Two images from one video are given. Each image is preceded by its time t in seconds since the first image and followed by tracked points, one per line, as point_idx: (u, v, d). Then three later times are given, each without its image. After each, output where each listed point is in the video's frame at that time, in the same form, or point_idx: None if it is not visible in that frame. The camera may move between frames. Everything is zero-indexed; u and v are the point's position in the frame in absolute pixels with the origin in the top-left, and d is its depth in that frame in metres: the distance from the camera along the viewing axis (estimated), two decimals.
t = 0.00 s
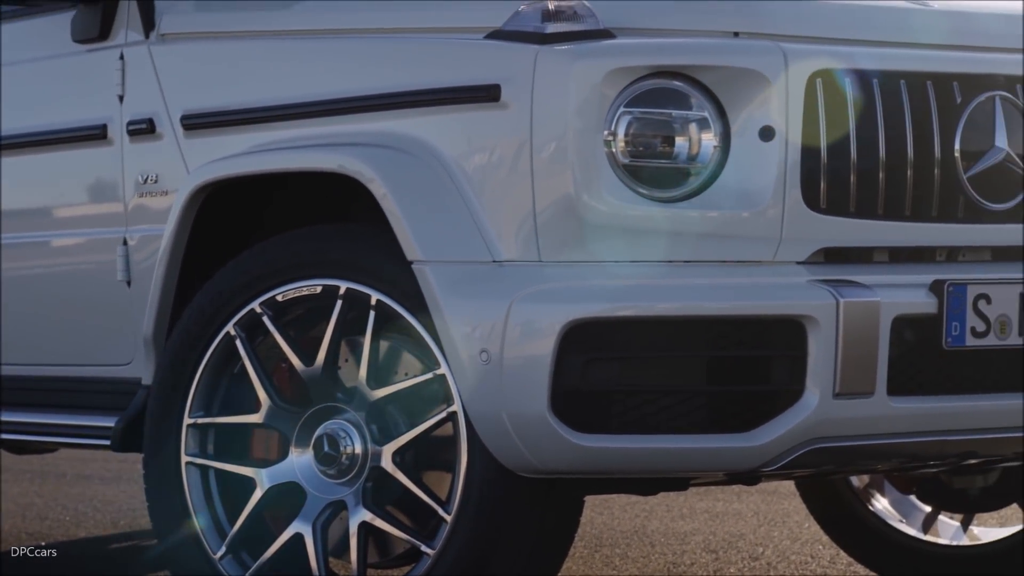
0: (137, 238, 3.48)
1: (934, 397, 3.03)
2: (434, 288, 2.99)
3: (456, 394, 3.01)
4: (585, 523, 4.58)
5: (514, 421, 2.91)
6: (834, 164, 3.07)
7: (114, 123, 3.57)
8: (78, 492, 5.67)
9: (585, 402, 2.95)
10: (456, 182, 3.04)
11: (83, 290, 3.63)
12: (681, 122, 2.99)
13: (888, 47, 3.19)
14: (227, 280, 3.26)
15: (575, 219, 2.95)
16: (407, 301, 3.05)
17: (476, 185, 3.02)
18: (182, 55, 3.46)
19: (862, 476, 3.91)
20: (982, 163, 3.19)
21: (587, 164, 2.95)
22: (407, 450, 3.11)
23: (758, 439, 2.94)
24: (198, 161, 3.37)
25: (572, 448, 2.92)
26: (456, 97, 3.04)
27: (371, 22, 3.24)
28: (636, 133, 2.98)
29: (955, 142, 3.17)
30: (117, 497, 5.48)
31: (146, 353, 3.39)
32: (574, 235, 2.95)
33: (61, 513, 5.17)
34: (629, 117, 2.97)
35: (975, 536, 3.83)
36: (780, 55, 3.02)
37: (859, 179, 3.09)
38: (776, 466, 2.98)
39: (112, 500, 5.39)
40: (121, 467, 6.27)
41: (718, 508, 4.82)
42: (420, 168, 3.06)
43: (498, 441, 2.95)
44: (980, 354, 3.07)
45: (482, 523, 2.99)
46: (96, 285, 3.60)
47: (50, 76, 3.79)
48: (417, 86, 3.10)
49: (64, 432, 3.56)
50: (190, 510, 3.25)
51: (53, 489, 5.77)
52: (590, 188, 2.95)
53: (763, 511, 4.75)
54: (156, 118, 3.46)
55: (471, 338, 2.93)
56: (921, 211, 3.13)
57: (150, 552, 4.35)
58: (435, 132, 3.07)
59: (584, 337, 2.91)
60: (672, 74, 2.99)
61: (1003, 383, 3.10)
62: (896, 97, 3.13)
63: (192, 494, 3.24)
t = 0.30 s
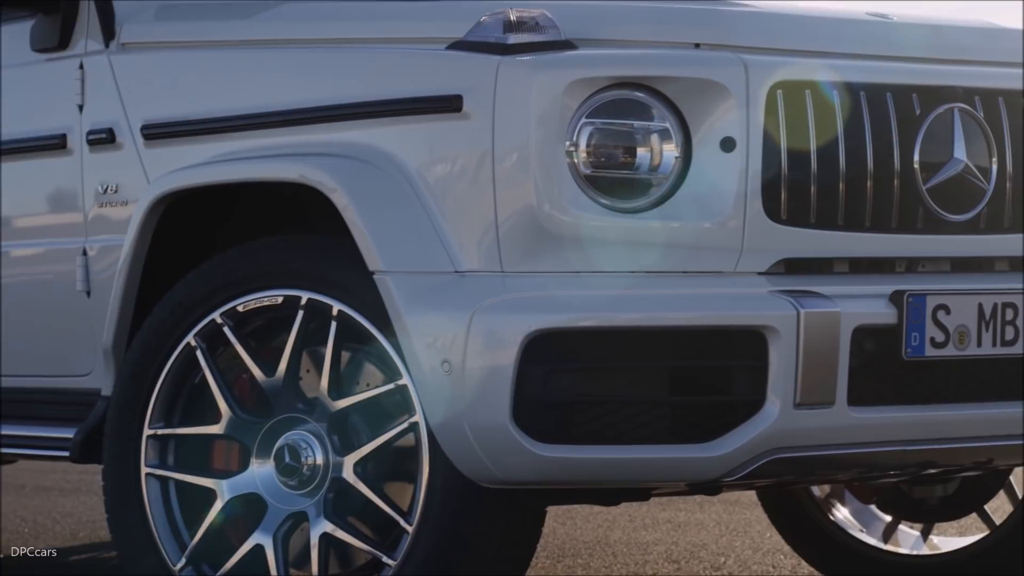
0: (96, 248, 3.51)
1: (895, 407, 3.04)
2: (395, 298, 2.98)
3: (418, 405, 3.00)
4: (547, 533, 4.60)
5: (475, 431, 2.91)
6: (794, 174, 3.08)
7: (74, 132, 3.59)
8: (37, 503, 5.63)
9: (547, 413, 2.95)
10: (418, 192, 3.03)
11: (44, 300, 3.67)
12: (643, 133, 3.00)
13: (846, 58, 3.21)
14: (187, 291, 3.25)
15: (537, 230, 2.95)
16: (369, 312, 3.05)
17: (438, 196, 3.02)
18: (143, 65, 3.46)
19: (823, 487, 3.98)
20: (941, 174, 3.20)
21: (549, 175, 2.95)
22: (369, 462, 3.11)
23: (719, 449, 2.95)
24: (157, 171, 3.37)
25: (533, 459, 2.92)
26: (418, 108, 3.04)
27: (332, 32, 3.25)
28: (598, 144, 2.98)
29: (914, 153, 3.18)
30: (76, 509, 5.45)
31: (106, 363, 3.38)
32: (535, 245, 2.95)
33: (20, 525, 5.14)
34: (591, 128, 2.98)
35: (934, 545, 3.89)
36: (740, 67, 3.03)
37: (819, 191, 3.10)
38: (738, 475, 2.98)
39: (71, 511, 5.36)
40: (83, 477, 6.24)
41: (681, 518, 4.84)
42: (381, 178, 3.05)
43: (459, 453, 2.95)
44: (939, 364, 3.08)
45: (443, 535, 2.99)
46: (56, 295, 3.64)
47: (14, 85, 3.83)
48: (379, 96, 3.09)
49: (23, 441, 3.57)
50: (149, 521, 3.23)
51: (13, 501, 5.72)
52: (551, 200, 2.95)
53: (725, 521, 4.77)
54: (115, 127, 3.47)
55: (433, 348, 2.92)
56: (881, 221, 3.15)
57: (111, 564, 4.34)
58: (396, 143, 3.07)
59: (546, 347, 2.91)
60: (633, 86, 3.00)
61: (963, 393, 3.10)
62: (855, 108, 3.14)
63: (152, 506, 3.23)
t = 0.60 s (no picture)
0: (55, 259, 3.54)
1: (854, 419, 3.05)
2: (356, 309, 2.97)
3: (379, 417, 3.00)
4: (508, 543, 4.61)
5: (437, 443, 2.90)
6: (755, 186, 3.10)
7: (32, 143, 3.61)
8: None
9: (508, 425, 2.93)
10: (380, 204, 3.02)
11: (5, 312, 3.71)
12: (603, 145, 3.00)
13: (806, 70, 3.22)
14: (146, 302, 3.24)
15: (499, 242, 2.93)
16: (329, 323, 3.04)
17: (399, 208, 3.00)
18: (104, 76, 3.45)
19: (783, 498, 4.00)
20: (900, 186, 3.21)
21: (510, 187, 2.93)
22: (330, 474, 3.10)
23: (680, 461, 2.95)
24: (116, 182, 3.37)
25: (494, 471, 2.91)
26: (379, 120, 3.02)
27: (292, 44, 3.25)
28: (559, 155, 2.97)
29: (874, 165, 3.19)
30: (34, 521, 5.41)
31: (65, 375, 3.38)
32: (497, 257, 2.94)
33: None
34: (552, 139, 2.97)
35: (894, 556, 3.97)
36: (701, 79, 3.05)
37: (779, 203, 3.12)
38: (699, 486, 2.99)
39: (29, 524, 5.32)
40: (41, 491, 6.19)
41: (642, 529, 4.85)
42: (342, 189, 3.04)
43: (420, 465, 2.94)
44: (898, 375, 3.09)
45: (404, 546, 2.98)
46: (16, 307, 3.68)
47: None
48: (342, 107, 3.09)
49: None
50: (108, 534, 3.23)
51: None
52: (513, 211, 2.93)
53: (686, 532, 4.79)
54: (75, 138, 3.48)
55: (394, 360, 2.91)
56: (841, 234, 3.17)
57: None
58: (359, 154, 3.05)
59: (507, 359, 2.90)
60: (594, 97, 3.01)
61: (922, 404, 3.12)
62: (814, 120, 3.16)
63: (111, 519, 3.22)
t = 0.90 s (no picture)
0: (8, 271, 3.56)
1: (808, 431, 3.07)
2: (311, 321, 2.96)
3: (334, 429, 2.98)
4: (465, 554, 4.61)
5: (393, 456, 2.89)
6: (710, 198, 3.11)
7: None
8: None
9: (463, 438, 2.94)
10: (335, 216, 3.01)
11: None
12: (559, 158, 3.00)
13: (761, 84, 3.23)
14: (99, 315, 3.22)
15: (455, 254, 2.93)
16: (284, 334, 3.03)
17: (355, 220, 2.99)
18: (59, 87, 3.44)
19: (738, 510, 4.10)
20: (854, 200, 3.22)
21: (466, 200, 2.93)
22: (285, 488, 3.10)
23: (635, 473, 2.96)
24: (69, 195, 3.35)
25: (449, 484, 2.90)
26: (335, 133, 3.01)
27: (247, 55, 3.24)
28: (515, 168, 2.97)
29: (828, 178, 3.21)
30: None
31: (16, 389, 3.41)
32: (453, 270, 2.93)
33: None
34: (509, 152, 2.97)
35: (848, 567, 4.04)
36: (656, 92, 3.06)
37: (734, 216, 3.13)
38: (654, 499, 2.99)
39: None
40: None
41: (599, 541, 4.86)
42: (297, 201, 3.03)
43: (376, 478, 2.93)
44: (853, 387, 3.10)
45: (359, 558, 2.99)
46: None
47: None
48: (299, 119, 3.07)
49: None
50: (59, 547, 3.23)
51: None
52: (468, 223, 2.93)
53: (642, 544, 4.80)
54: (28, 150, 3.44)
55: (350, 372, 2.90)
56: (795, 247, 3.19)
57: None
58: (315, 166, 3.04)
59: (463, 371, 2.89)
60: (550, 110, 3.01)
61: (877, 416, 3.14)
62: (768, 134, 3.17)
63: (62, 532, 3.23)
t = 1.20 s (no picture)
0: None
1: (770, 439, 3.07)
2: (272, 330, 2.95)
3: (295, 439, 2.97)
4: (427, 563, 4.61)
5: (355, 466, 2.88)
6: (672, 206, 3.12)
7: None
8: None
9: (425, 448, 2.93)
10: (297, 225, 3.00)
11: None
12: (522, 166, 3.00)
13: (721, 94, 3.24)
14: (58, 324, 3.19)
15: (417, 263, 2.93)
16: (245, 343, 3.02)
17: (317, 230, 2.99)
18: (19, 94, 3.40)
19: (700, 518, 4.11)
20: (815, 209, 3.23)
21: (428, 209, 2.93)
22: (246, 497, 3.10)
23: (596, 481, 2.96)
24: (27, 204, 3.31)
25: (411, 494, 2.89)
26: (297, 142, 3.00)
27: (209, 63, 3.22)
28: (478, 177, 2.98)
29: (789, 187, 3.22)
30: None
31: None
32: (413, 279, 2.93)
33: None
34: (471, 160, 2.97)
35: None
36: (619, 101, 3.06)
37: (696, 225, 3.14)
38: (616, 508, 3.00)
39: None
40: None
41: (562, 549, 4.86)
42: (259, 210, 3.01)
43: (337, 488, 2.91)
44: (814, 396, 3.11)
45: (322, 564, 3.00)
46: None
47: None
48: (260, 127, 3.06)
49: None
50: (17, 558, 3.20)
51: None
52: (430, 232, 2.93)
53: (605, 553, 4.81)
54: None
55: (311, 381, 2.88)
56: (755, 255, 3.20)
57: None
58: (277, 175, 3.03)
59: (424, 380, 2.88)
60: (512, 119, 3.01)
61: (837, 424, 3.16)
62: (729, 144, 3.18)
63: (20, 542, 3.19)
